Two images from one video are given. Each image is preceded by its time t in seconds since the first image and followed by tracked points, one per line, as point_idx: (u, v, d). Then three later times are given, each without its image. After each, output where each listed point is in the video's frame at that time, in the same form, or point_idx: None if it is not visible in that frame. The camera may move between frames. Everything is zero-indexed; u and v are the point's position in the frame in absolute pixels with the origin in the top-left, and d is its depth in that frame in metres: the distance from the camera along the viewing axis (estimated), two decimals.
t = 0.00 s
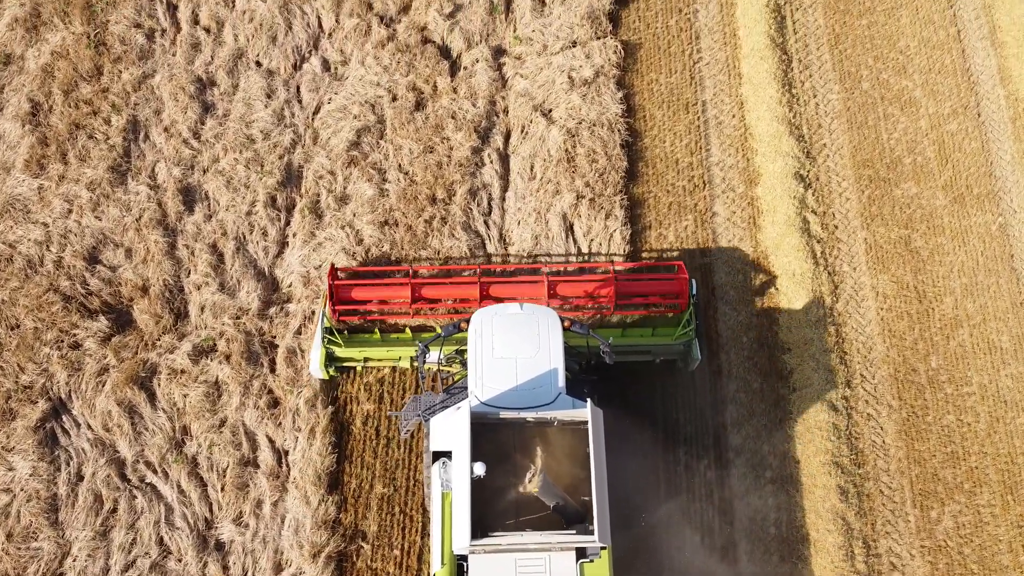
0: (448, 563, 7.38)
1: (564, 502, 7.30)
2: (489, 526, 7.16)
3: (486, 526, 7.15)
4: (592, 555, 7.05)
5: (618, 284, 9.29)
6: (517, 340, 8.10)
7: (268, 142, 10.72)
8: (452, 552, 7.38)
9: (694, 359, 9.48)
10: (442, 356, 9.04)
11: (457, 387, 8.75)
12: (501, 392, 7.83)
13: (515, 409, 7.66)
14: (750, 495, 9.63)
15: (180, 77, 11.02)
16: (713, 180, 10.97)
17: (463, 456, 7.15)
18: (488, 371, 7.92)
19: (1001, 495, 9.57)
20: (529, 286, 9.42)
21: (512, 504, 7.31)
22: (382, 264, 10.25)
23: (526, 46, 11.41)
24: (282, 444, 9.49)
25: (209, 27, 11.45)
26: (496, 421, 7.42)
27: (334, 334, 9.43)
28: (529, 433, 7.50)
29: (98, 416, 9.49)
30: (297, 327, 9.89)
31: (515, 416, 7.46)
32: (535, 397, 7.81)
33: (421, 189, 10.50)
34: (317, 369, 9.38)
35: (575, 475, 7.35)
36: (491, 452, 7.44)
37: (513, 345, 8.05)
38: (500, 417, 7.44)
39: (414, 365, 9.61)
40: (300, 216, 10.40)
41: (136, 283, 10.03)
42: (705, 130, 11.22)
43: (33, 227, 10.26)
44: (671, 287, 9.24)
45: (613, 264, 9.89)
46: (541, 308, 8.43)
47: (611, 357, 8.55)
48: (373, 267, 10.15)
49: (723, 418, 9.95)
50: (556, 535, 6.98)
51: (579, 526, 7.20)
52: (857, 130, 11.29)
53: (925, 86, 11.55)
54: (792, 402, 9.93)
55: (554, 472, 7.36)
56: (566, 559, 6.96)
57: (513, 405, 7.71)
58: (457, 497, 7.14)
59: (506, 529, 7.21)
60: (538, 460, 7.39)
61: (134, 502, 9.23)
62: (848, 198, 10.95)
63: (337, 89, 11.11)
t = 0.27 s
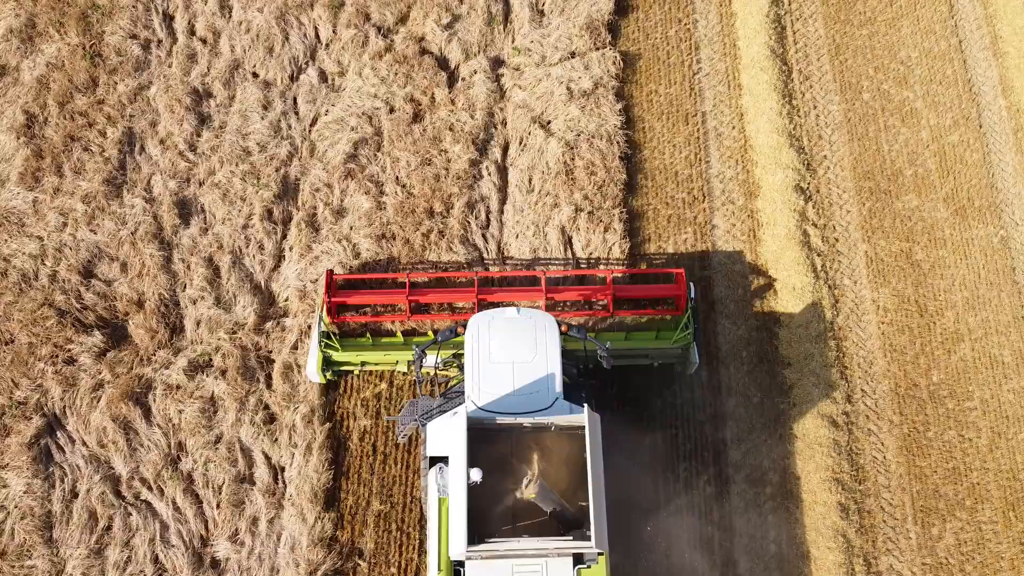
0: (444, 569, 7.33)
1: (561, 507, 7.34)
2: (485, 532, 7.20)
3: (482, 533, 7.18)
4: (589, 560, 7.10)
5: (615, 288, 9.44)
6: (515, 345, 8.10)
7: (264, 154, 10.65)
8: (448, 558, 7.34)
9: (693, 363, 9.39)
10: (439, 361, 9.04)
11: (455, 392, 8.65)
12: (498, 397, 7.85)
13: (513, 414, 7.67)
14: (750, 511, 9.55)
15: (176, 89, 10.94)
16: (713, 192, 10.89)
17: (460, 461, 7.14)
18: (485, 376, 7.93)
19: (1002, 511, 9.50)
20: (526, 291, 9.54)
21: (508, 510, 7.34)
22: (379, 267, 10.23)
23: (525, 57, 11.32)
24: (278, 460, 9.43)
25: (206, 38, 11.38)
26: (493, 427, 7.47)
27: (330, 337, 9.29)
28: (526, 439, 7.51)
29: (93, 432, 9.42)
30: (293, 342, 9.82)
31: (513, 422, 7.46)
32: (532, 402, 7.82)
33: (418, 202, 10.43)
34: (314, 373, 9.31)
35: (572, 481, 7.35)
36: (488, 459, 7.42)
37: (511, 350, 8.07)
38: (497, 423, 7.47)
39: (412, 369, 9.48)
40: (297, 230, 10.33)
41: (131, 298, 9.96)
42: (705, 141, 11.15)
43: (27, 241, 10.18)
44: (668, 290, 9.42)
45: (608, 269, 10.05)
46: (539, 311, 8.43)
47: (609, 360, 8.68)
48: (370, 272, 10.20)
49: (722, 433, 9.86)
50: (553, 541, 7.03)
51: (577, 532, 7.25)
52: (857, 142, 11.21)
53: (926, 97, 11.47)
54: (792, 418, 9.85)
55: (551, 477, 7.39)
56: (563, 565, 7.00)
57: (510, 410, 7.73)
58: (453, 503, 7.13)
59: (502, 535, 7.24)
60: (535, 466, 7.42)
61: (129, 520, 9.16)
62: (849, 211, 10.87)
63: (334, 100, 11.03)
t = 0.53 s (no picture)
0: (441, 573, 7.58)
1: (558, 513, 7.31)
2: (482, 537, 7.14)
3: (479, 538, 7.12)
4: (586, 566, 7.11)
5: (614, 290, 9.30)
6: (511, 349, 8.09)
7: (260, 166, 10.58)
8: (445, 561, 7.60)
9: (690, 366, 9.47)
10: (437, 364, 9.05)
11: (452, 396, 8.78)
12: (495, 401, 7.79)
13: (511, 419, 7.66)
14: (750, 528, 9.45)
15: (172, 100, 10.85)
16: (713, 204, 10.81)
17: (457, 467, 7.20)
18: (482, 380, 7.88)
19: (1005, 528, 9.42)
20: (524, 294, 9.46)
21: (505, 515, 7.30)
22: (376, 270, 10.17)
23: (523, 68, 11.24)
24: (274, 476, 9.35)
25: (202, 48, 11.30)
26: (490, 431, 7.53)
27: (328, 341, 9.39)
28: (523, 444, 7.55)
29: (88, 448, 9.35)
30: (289, 357, 9.73)
31: (510, 426, 7.55)
32: (530, 407, 7.78)
33: (416, 215, 10.35)
34: (311, 377, 9.36)
35: (570, 485, 7.38)
36: (485, 463, 7.43)
37: (508, 354, 8.05)
38: (495, 427, 7.56)
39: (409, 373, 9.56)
40: (293, 243, 10.25)
41: (126, 312, 9.88)
42: (705, 153, 11.07)
43: (22, 254, 10.11)
44: (668, 292, 9.26)
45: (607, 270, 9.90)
46: (535, 315, 8.41)
47: (605, 364, 8.74)
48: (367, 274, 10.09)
49: (722, 449, 9.77)
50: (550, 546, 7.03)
51: (574, 537, 7.24)
52: (858, 153, 11.13)
53: (928, 108, 11.39)
54: (792, 433, 9.76)
55: (547, 482, 7.39)
56: (560, 570, 7.00)
57: (508, 415, 7.69)
58: (450, 508, 7.20)
59: (500, 541, 7.18)
60: (532, 471, 7.42)
61: (124, 537, 9.09)
62: (850, 223, 10.79)
63: (331, 111, 10.95)
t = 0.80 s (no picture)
0: None
1: (557, 516, 7.31)
2: (479, 541, 7.15)
3: (475, 543, 7.13)
4: (586, 570, 7.04)
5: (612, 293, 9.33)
6: (509, 351, 8.00)
7: (257, 177, 10.47)
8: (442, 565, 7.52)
9: (689, 368, 9.38)
10: (434, 367, 8.98)
11: (450, 398, 8.71)
12: (493, 405, 7.71)
13: (508, 422, 7.60)
14: (751, 544, 9.36)
15: (167, 110, 10.75)
16: (714, 215, 10.72)
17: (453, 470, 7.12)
18: (480, 383, 7.80)
19: (1008, 544, 9.33)
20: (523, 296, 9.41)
21: (503, 519, 7.30)
22: (373, 273, 10.12)
23: (522, 77, 11.14)
24: (270, 492, 9.27)
25: (198, 57, 11.20)
26: (488, 435, 7.43)
27: (325, 344, 9.26)
28: (520, 447, 7.52)
29: (82, 464, 9.25)
30: (285, 371, 9.64)
31: (507, 430, 7.48)
32: (528, 410, 7.71)
33: (414, 227, 10.26)
34: (309, 380, 9.25)
35: (568, 490, 7.36)
36: (481, 467, 7.41)
37: (506, 357, 7.96)
38: (492, 430, 7.46)
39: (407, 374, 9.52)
40: (290, 255, 10.15)
41: (121, 325, 9.79)
42: (705, 163, 10.97)
43: (16, 266, 10.01)
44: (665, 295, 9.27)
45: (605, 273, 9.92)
46: (534, 318, 8.31)
47: (605, 368, 8.60)
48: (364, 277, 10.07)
49: (723, 464, 9.68)
50: (548, 551, 7.02)
51: (572, 541, 7.26)
52: (860, 163, 11.04)
53: (930, 118, 11.29)
54: (794, 448, 9.67)
55: (545, 486, 7.38)
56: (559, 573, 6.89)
57: (506, 418, 7.62)
58: (447, 512, 7.12)
59: (498, 545, 7.20)
60: (529, 475, 7.41)
61: (119, 554, 9.01)
62: (851, 234, 10.70)
63: (328, 121, 10.86)
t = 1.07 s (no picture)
0: None
1: (556, 520, 7.20)
2: (478, 545, 7.06)
3: (474, 547, 7.03)
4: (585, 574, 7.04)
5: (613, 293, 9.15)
6: (508, 354, 7.96)
7: (254, 187, 10.37)
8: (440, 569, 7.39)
9: (689, 370, 9.33)
10: (432, 369, 8.88)
11: (448, 401, 8.61)
12: (492, 408, 7.70)
13: (507, 425, 7.57)
14: (753, 560, 9.26)
15: (164, 120, 10.65)
16: (715, 225, 10.61)
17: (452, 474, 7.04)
18: (478, 386, 7.79)
19: (1013, 560, 9.23)
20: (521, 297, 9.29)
21: (501, 522, 7.19)
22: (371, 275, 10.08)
23: (522, 87, 11.04)
24: (266, 507, 9.18)
25: (195, 66, 11.10)
26: (486, 438, 7.39)
27: (323, 345, 9.23)
28: (519, 450, 7.44)
29: (76, 479, 9.15)
30: (282, 385, 9.54)
31: (506, 434, 7.45)
32: (526, 413, 7.67)
33: (412, 238, 10.17)
34: (306, 382, 9.17)
35: (567, 493, 7.28)
36: (480, 471, 7.33)
37: (504, 359, 7.91)
38: (490, 433, 7.44)
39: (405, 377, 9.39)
40: (287, 267, 10.04)
41: (116, 338, 9.68)
42: (706, 173, 10.87)
43: (10, 278, 9.91)
44: (666, 296, 9.13)
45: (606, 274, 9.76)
46: (532, 319, 8.25)
47: (604, 369, 8.55)
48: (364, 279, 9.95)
49: (724, 478, 9.58)
50: (547, 555, 6.94)
51: (571, 545, 7.16)
52: (862, 173, 10.94)
53: (933, 127, 11.19)
54: (796, 462, 9.57)
55: (544, 489, 7.28)
56: None
57: (504, 421, 7.61)
58: (445, 516, 7.06)
59: (496, 549, 7.10)
60: (528, 478, 7.31)
61: (114, 570, 8.92)
62: (854, 245, 10.60)
63: (326, 131, 10.76)
